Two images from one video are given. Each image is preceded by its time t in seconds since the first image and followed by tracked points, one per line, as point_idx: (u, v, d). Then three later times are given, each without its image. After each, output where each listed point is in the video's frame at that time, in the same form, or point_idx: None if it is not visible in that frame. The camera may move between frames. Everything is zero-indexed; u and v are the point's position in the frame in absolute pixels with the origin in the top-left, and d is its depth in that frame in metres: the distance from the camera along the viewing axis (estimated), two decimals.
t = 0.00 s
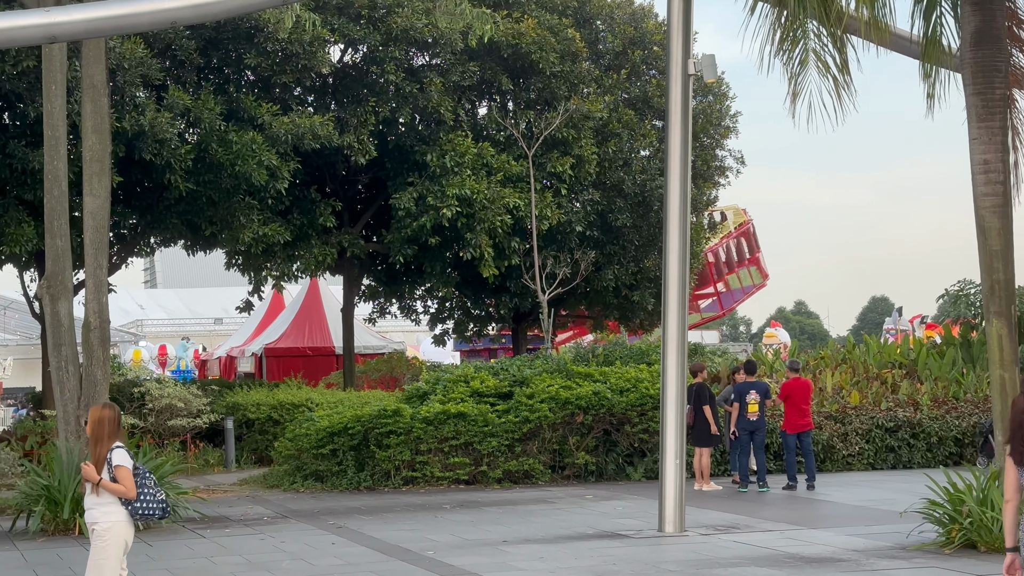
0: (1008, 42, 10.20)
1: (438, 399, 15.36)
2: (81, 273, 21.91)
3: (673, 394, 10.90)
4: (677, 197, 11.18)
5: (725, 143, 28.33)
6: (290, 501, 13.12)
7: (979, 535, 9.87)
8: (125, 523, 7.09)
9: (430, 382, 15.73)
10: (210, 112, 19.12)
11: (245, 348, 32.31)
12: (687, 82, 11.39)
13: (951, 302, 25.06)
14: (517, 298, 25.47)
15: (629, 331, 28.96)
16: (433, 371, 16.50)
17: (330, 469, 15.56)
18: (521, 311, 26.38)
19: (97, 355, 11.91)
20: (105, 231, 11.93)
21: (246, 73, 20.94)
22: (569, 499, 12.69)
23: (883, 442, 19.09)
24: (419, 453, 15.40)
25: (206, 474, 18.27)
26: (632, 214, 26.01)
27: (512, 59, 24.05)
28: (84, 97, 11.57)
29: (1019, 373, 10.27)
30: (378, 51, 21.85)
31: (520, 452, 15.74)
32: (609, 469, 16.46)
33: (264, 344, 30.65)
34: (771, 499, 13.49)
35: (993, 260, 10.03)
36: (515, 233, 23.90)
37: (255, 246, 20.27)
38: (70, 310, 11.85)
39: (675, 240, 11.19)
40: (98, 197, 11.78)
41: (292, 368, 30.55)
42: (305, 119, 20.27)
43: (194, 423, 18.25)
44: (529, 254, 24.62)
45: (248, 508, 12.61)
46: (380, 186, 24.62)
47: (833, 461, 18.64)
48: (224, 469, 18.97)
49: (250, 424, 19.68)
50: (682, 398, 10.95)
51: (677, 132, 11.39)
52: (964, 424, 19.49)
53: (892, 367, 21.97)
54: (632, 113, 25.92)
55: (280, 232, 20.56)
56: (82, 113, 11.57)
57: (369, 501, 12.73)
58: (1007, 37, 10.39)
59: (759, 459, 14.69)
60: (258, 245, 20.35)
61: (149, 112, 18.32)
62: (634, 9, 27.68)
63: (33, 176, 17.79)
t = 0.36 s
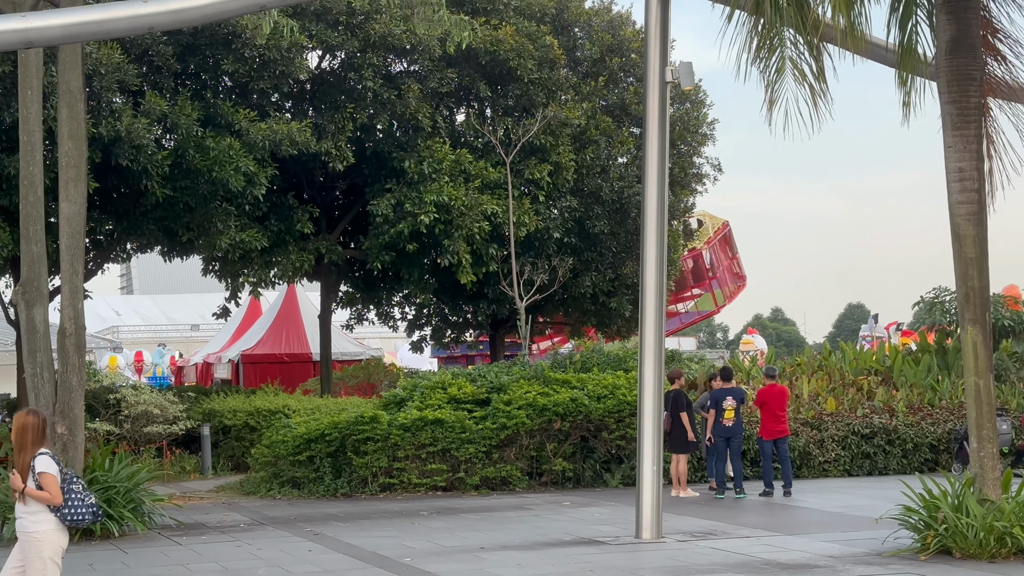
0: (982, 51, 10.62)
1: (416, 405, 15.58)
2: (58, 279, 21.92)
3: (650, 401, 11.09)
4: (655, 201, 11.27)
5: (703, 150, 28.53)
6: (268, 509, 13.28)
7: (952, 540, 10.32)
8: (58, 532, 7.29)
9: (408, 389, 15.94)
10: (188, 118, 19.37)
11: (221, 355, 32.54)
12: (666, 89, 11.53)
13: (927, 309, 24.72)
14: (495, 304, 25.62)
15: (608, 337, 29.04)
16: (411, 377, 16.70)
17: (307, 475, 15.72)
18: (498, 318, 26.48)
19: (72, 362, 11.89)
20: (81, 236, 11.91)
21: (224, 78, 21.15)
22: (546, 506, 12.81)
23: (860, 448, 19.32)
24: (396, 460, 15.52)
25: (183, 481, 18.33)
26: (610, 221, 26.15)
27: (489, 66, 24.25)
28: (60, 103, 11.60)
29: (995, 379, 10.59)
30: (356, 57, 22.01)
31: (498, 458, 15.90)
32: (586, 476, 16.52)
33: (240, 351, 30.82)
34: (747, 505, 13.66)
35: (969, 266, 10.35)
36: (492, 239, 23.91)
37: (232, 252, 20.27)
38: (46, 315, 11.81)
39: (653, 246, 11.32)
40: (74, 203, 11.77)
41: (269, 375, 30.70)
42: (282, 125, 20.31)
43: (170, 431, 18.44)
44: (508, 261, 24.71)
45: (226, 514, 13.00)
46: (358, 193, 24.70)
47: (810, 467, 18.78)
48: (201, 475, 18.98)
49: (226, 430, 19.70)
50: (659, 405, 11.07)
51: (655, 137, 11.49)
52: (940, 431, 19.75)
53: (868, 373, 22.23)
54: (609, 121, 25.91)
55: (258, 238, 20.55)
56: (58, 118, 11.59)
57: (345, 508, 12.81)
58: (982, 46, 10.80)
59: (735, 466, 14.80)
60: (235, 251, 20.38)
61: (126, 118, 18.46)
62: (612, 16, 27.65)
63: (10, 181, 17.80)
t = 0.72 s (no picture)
0: (959, 59, 10.69)
1: (393, 412, 15.78)
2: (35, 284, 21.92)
3: (628, 409, 11.12)
4: (632, 208, 11.33)
5: (681, 157, 28.81)
6: (244, 516, 13.40)
7: (928, 546, 10.38)
8: None
9: (386, 396, 16.12)
10: (166, 124, 19.37)
11: (198, 361, 33.05)
12: (642, 93, 11.68)
13: (903, 317, 24.82)
14: (473, 311, 25.40)
15: (586, 343, 29.09)
16: (389, 384, 16.83)
17: (284, 482, 15.65)
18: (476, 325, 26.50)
19: (48, 370, 11.89)
20: (57, 242, 11.92)
21: (201, 84, 21.21)
22: (524, 513, 12.86)
23: (836, 455, 19.41)
24: (374, 467, 15.67)
25: (159, 488, 18.33)
26: (589, 228, 26.35)
27: (468, 71, 24.13)
28: (37, 109, 11.65)
29: (971, 387, 10.67)
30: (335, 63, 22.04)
31: (476, 465, 16.06)
32: (565, 482, 16.85)
33: (217, 357, 31.45)
34: (725, 512, 13.70)
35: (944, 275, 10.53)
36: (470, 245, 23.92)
37: (210, 258, 20.21)
38: (22, 322, 11.79)
39: (629, 251, 11.41)
40: (50, 209, 11.78)
41: (247, 379, 31.50)
42: (260, 130, 20.26)
43: (147, 437, 18.47)
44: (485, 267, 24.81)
45: (202, 521, 13.09)
46: (336, 199, 24.80)
47: (787, 474, 18.89)
48: (178, 482, 19.02)
49: (203, 436, 19.83)
50: (636, 410, 11.13)
51: (633, 145, 11.57)
52: (916, 437, 19.93)
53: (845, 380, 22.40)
54: (588, 127, 26.21)
55: (236, 244, 20.47)
56: (34, 124, 11.64)
57: (322, 515, 12.87)
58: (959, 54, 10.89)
59: (713, 473, 15.07)
60: (213, 257, 20.30)
61: (104, 123, 18.49)
62: (590, 23, 28.06)
63: None
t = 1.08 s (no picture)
0: (933, 68, 10.79)
1: (370, 418, 15.88)
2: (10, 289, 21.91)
3: (604, 417, 11.34)
4: (610, 216, 11.55)
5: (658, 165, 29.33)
6: (218, 521, 13.51)
7: (902, 553, 10.44)
8: None
9: (363, 403, 16.27)
10: (142, 128, 19.22)
11: (174, 366, 33.27)
12: (621, 100, 11.87)
13: (878, 323, 24.90)
14: (451, 316, 25.61)
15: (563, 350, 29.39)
16: (364, 391, 16.99)
17: (260, 488, 16.02)
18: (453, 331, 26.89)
19: (23, 376, 11.85)
20: (32, 246, 11.89)
21: (178, 88, 21.14)
22: (501, 518, 13.03)
23: (811, 462, 19.55)
24: (350, 474, 15.84)
25: (133, 494, 18.33)
26: (565, 234, 26.70)
27: (447, 78, 24.36)
28: (12, 113, 11.69)
29: (946, 394, 10.74)
30: (312, 68, 22.17)
31: (452, 471, 16.20)
32: (542, 489, 16.86)
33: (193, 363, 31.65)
34: (701, 518, 13.84)
35: (920, 283, 10.69)
36: (449, 251, 24.30)
37: (186, 264, 20.19)
38: None
39: (607, 257, 11.58)
40: (25, 213, 11.75)
41: (222, 386, 31.81)
42: (237, 136, 20.26)
43: (122, 443, 18.48)
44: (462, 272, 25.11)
45: (176, 527, 13.08)
46: (313, 205, 25.07)
47: (763, 480, 19.09)
48: (153, 488, 19.02)
49: (177, 442, 19.77)
50: (613, 419, 11.36)
51: (611, 152, 11.83)
52: (892, 444, 20.07)
53: (820, 387, 22.58)
54: (565, 134, 26.70)
55: (213, 249, 20.43)
56: (10, 128, 11.67)
57: (296, 521, 13.06)
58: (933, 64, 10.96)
59: (691, 480, 15.05)
60: (190, 262, 20.31)
61: (79, 127, 18.39)
62: (568, 30, 28.56)
63: None
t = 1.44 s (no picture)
0: (904, 74, 11.05)
1: (342, 422, 16.06)
2: None
3: (577, 421, 11.56)
4: (582, 220, 11.84)
5: (632, 170, 29.42)
6: (188, 526, 13.51)
7: (873, 557, 10.54)
8: None
9: (335, 407, 16.36)
10: (113, 131, 19.28)
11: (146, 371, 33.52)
12: (593, 107, 12.11)
13: (849, 329, 25.33)
14: (424, 321, 25.83)
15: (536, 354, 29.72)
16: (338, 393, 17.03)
17: (231, 492, 16.06)
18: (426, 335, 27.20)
19: None
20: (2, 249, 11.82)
21: (150, 91, 21.08)
22: (472, 523, 13.33)
23: (783, 466, 19.87)
24: (322, 478, 16.06)
25: (104, 498, 18.34)
26: (539, 238, 27.02)
27: (420, 82, 24.75)
28: None
29: (916, 399, 10.86)
30: (285, 72, 22.32)
31: (424, 476, 16.54)
32: (514, 493, 17.30)
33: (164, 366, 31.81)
34: (673, 523, 14.08)
35: (890, 289, 10.84)
36: (421, 255, 24.33)
37: (158, 267, 20.27)
38: None
39: (580, 261, 11.83)
40: None
41: (194, 390, 31.87)
42: (210, 138, 20.36)
43: (93, 447, 18.37)
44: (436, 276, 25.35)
45: (147, 532, 13.03)
46: (285, 209, 25.29)
47: (734, 485, 19.39)
48: (124, 492, 18.92)
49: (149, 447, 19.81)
50: (585, 423, 11.58)
51: (584, 157, 12.07)
52: (862, 449, 20.33)
53: (792, 392, 23.02)
54: (539, 139, 26.89)
55: (184, 252, 20.55)
56: None
57: (269, 525, 13.14)
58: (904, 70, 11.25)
59: (661, 484, 15.33)
60: (161, 266, 20.34)
61: (50, 130, 18.29)
62: (542, 35, 28.62)
63: None
